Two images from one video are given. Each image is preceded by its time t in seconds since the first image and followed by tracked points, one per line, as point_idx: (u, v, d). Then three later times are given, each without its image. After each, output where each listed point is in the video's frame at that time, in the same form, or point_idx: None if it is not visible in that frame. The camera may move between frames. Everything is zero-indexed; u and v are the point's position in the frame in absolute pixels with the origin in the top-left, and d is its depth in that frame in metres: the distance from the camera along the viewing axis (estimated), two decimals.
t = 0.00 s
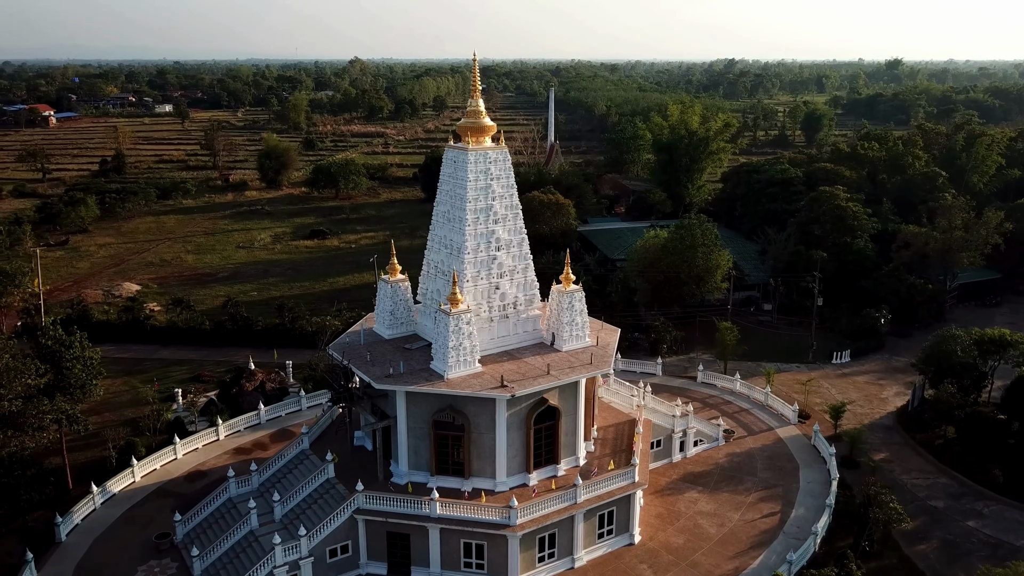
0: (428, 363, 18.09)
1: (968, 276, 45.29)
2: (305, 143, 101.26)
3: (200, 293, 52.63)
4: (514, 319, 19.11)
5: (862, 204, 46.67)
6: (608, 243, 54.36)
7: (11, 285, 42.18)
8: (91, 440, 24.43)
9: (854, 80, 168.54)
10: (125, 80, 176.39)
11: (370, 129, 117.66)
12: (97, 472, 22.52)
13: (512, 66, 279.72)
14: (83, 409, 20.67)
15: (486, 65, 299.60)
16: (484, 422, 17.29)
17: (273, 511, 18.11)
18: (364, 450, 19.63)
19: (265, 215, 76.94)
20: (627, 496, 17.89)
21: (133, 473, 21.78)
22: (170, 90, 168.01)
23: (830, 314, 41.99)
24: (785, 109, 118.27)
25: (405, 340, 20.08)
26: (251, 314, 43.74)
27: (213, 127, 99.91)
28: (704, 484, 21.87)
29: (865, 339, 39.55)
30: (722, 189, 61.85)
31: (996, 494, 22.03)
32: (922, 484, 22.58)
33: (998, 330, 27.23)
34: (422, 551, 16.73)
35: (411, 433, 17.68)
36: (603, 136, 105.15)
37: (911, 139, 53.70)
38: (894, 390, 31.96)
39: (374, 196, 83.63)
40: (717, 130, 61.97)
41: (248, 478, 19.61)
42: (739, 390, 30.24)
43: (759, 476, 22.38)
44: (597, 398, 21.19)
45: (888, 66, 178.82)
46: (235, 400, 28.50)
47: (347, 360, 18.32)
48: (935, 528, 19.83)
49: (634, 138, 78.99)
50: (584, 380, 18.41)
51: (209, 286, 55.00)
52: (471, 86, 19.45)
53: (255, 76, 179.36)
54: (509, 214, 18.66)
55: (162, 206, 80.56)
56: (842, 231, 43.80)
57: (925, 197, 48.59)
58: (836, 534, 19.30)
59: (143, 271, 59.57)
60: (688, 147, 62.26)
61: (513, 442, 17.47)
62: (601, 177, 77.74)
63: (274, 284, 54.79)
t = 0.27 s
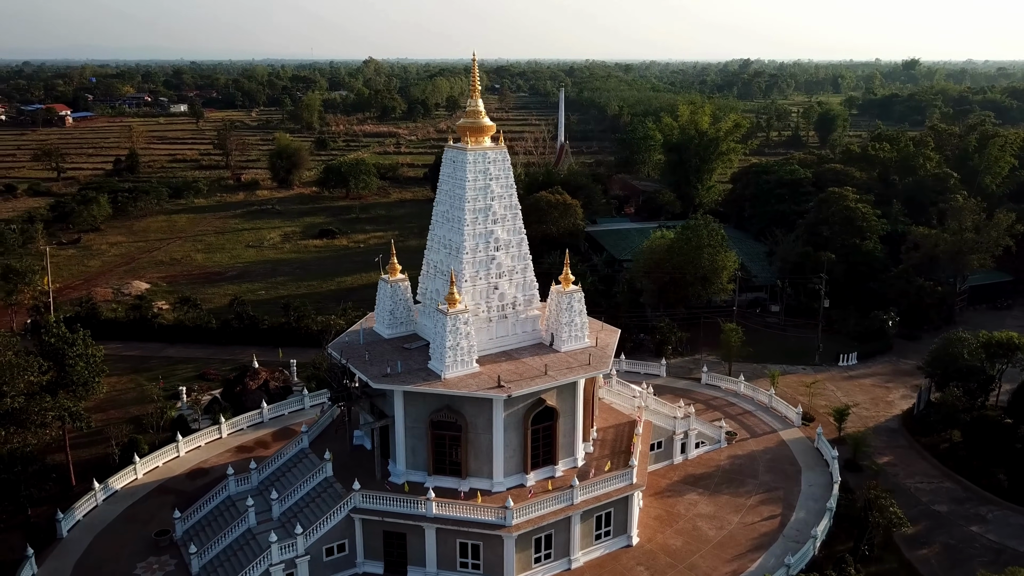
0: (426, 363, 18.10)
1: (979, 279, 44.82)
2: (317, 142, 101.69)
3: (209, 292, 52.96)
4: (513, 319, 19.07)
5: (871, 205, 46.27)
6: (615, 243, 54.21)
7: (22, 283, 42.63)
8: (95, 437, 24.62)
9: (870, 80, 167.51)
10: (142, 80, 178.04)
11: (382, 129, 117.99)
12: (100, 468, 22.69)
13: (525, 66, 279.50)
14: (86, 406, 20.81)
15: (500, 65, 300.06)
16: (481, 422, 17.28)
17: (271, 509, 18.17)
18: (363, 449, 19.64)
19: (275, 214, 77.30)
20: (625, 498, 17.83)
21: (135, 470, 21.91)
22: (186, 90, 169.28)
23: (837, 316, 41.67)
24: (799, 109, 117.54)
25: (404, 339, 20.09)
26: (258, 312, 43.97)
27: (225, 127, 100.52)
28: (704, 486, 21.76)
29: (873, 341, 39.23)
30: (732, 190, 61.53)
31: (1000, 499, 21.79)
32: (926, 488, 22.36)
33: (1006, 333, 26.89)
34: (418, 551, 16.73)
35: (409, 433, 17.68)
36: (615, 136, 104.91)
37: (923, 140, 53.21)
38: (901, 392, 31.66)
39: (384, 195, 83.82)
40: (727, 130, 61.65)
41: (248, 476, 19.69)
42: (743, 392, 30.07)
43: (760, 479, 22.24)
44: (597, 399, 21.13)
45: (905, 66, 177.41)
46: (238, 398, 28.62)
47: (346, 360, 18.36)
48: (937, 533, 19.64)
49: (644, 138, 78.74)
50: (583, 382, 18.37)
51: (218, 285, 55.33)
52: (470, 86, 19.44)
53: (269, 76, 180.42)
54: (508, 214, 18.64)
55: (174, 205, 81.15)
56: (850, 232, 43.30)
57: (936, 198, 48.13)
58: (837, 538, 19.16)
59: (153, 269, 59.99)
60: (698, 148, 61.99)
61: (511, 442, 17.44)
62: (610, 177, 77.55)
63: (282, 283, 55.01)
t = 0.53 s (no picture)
0: (424, 362, 18.10)
1: (990, 281, 44.30)
2: (330, 142, 102.08)
3: (217, 290, 53.26)
4: (512, 319, 19.04)
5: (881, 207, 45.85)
6: (622, 244, 54.03)
7: (32, 281, 43.09)
8: (100, 434, 24.79)
9: (888, 81, 166.24)
10: (159, 80, 179.50)
11: (395, 129, 118.28)
12: (103, 465, 22.85)
13: (551, 66, 279.79)
14: (89, 403, 20.96)
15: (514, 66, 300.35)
16: (478, 423, 17.26)
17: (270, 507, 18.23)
18: (362, 448, 19.65)
19: (286, 214, 77.63)
20: (623, 500, 17.77)
21: (137, 467, 22.05)
22: (202, 90, 170.59)
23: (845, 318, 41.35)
24: (814, 110, 116.72)
25: (404, 339, 20.11)
26: (264, 311, 44.19)
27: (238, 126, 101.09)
28: (705, 488, 21.64)
29: (880, 344, 38.88)
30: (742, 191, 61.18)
31: (1006, 504, 21.52)
32: (930, 492, 22.14)
33: (1013, 336, 26.50)
34: (415, 550, 16.73)
35: (407, 432, 17.69)
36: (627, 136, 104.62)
37: (936, 141, 52.65)
38: (908, 396, 31.34)
39: (395, 195, 83.97)
40: (738, 130, 61.31)
41: (248, 474, 19.76)
42: (747, 393, 29.88)
43: (762, 481, 22.09)
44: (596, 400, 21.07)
45: (923, 66, 175.87)
46: (242, 397, 28.73)
47: (345, 359, 18.39)
48: (940, 538, 19.45)
49: (655, 138, 78.45)
50: (582, 382, 18.32)
51: (227, 284, 55.65)
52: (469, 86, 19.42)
53: (284, 76, 181.31)
54: (507, 214, 18.61)
55: (186, 204, 81.73)
56: (859, 234, 42.64)
57: (948, 199, 47.61)
58: (836, 542, 19.00)
59: (163, 268, 60.41)
60: (708, 148, 61.68)
61: (508, 442, 17.41)
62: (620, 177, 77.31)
63: (290, 282, 55.24)
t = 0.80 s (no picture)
0: (422, 362, 18.12)
1: (1000, 283, 43.84)
2: (341, 142, 102.45)
3: (226, 290, 53.56)
4: (510, 319, 19.02)
5: (891, 208, 45.43)
6: (629, 245, 53.85)
7: (41, 279, 43.48)
8: (104, 432, 24.98)
9: (905, 81, 164.98)
10: (175, 80, 180.84)
11: (407, 129, 118.52)
12: (106, 462, 23.04)
13: (564, 66, 279.46)
14: (91, 401, 21.05)
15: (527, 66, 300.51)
16: (475, 423, 17.24)
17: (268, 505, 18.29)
18: (361, 447, 19.66)
19: (296, 213, 77.96)
20: (620, 501, 17.70)
21: (140, 464, 22.18)
22: (217, 90, 171.77)
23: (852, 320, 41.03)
24: (828, 110, 115.86)
25: (403, 339, 20.13)
26: (271, 310, 44.36)
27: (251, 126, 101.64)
28: (705, 491, 21.54)
29: (888, 346, 38.55)
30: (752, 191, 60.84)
31: (1010, 509, 21.28)
32: (933, 496, 21.93)
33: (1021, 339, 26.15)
34: (411, 549, 16.74)
35: (404, 432, 17.69)
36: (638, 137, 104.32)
37: (948, 142, 52.13)
38: (915, 399, 31.03)
39: (405, 195, 84.07)
40: (748, 131, 60.96)
41: (247, 472, 19.82)
42: (751, 396, 29.72)
43: (762, 484, 21.97)
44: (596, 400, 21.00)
45: (940, 67, 174.28)
46: (245, 395, 28.84)
47: (343, 358, 18.43)
48: (941, 543, 19.30)
49: (666, 139, 78.19)
50: (580, 383, 18.26)
51: (235, 283, 55.94)
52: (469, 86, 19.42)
53: (298, 76, 182.05)
54: (507, 215, 18.58)
55: (198, 203, 82.27)
56: (868, 235, 42.36)
57: (959, 201, 47.12)
58: (836, 545, 18.87)
59: (172, 267, 60.80)
60: (717, 149, 61.40)
61: (505, 443, 17.38)
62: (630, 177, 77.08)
63: (297, 281, 55.44)
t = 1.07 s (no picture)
0: (420, 362, 18.14)
1: (1012, 286, 43.34)
2: (353, 142, 102.77)
3: (234, 289, 53.85)
4: (509, 320, 19.01)
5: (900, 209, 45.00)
6: (636, 245, 53.68)
7: (51, 278, 43.90)
8: (108, 429, 25.16)
9: (922, 80, 163.40)
10: (191, 80, 182.20)
11: (420, 129, 118.75)
12: (109, 460, 23.19)
13: (577, 66, 279.15)
14: (94, 399, 21.13)
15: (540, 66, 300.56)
16: (473, 423, 17.23)
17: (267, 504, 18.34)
18: (360, 447, 19.68)
19: (306, 213, 78.24)
20: (618, 503, 17.63)
21: (142, 462, 22.30)
22: (231, 90, 172.81)
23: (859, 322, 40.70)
24: (843, 111, 114.94)
25: (402, 339, 20.16)
26: (278, 310, 44.53)
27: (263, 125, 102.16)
28: (705, 493, 21.44)
29: (895, 349, 38.18)
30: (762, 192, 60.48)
31: (1014, 515, 21.04)
32: (936, 500, 21.73)
33: None
34: (407, 549, 16.75)
35: (402, 432, 17.70)
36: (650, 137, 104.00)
37: (961, 142, 51.57)
38: (922, 402, 30.73)
39: (415, 195, 84.16)
40: (758, 131, 60.61)
41: (247, 471, 19.89)
42: (755, 398, 29.54)
43: (764, 487, 21.82)
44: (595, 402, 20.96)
45: (959, 66, 172.58)
46: (249, 394, 28.95)
47: (342, 358, 18.47)
48: (942, 548, 19.13)
49: (676, 139, 77.90)
50: (578, 384, 18.21)
51: (244, 282, 56.25)
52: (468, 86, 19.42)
53: (313, 76, 182.86)
54: (505, 215, 18.57)
55: (209, 202, 82.78)
56: (876, 237, 41.62)
57: (970, 203, 46.62)
58: (836, 549, 18.73)
59: (182, 266, 61.17)
60: (727, 149, 61.08)
61: (502, 444, 17.36)
62: (640, 178, 76.86)
63: (305, 280, 55.66)
